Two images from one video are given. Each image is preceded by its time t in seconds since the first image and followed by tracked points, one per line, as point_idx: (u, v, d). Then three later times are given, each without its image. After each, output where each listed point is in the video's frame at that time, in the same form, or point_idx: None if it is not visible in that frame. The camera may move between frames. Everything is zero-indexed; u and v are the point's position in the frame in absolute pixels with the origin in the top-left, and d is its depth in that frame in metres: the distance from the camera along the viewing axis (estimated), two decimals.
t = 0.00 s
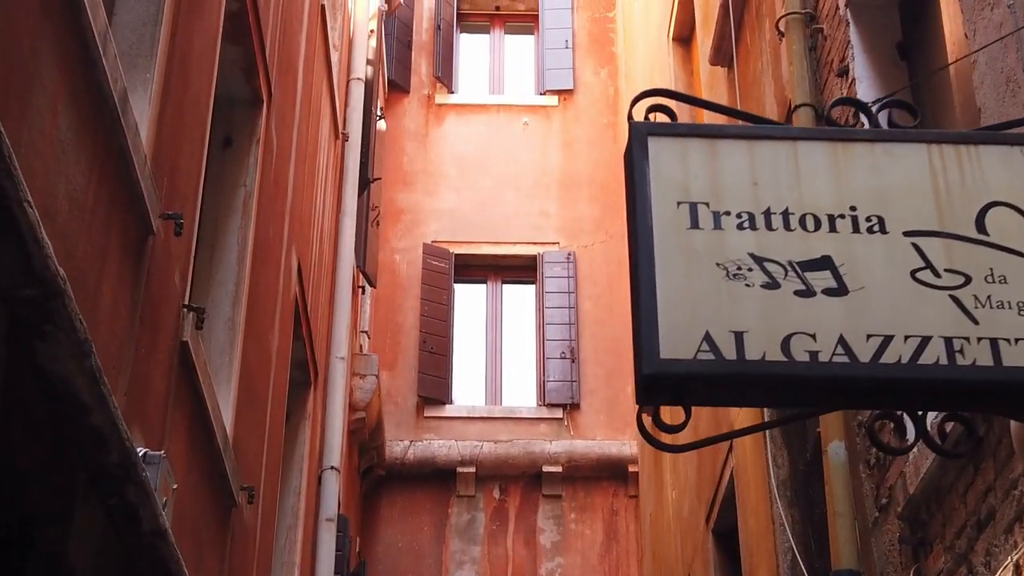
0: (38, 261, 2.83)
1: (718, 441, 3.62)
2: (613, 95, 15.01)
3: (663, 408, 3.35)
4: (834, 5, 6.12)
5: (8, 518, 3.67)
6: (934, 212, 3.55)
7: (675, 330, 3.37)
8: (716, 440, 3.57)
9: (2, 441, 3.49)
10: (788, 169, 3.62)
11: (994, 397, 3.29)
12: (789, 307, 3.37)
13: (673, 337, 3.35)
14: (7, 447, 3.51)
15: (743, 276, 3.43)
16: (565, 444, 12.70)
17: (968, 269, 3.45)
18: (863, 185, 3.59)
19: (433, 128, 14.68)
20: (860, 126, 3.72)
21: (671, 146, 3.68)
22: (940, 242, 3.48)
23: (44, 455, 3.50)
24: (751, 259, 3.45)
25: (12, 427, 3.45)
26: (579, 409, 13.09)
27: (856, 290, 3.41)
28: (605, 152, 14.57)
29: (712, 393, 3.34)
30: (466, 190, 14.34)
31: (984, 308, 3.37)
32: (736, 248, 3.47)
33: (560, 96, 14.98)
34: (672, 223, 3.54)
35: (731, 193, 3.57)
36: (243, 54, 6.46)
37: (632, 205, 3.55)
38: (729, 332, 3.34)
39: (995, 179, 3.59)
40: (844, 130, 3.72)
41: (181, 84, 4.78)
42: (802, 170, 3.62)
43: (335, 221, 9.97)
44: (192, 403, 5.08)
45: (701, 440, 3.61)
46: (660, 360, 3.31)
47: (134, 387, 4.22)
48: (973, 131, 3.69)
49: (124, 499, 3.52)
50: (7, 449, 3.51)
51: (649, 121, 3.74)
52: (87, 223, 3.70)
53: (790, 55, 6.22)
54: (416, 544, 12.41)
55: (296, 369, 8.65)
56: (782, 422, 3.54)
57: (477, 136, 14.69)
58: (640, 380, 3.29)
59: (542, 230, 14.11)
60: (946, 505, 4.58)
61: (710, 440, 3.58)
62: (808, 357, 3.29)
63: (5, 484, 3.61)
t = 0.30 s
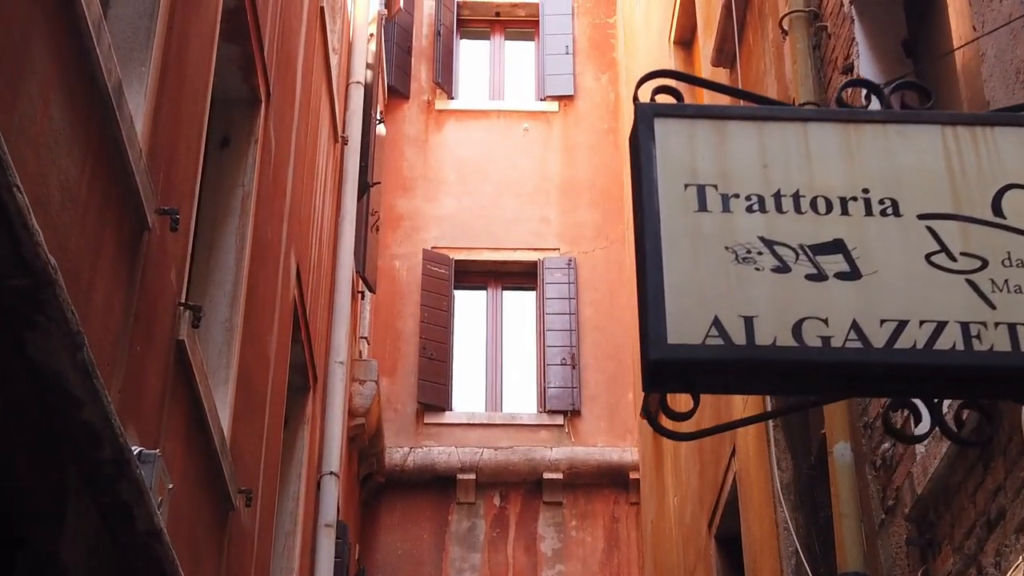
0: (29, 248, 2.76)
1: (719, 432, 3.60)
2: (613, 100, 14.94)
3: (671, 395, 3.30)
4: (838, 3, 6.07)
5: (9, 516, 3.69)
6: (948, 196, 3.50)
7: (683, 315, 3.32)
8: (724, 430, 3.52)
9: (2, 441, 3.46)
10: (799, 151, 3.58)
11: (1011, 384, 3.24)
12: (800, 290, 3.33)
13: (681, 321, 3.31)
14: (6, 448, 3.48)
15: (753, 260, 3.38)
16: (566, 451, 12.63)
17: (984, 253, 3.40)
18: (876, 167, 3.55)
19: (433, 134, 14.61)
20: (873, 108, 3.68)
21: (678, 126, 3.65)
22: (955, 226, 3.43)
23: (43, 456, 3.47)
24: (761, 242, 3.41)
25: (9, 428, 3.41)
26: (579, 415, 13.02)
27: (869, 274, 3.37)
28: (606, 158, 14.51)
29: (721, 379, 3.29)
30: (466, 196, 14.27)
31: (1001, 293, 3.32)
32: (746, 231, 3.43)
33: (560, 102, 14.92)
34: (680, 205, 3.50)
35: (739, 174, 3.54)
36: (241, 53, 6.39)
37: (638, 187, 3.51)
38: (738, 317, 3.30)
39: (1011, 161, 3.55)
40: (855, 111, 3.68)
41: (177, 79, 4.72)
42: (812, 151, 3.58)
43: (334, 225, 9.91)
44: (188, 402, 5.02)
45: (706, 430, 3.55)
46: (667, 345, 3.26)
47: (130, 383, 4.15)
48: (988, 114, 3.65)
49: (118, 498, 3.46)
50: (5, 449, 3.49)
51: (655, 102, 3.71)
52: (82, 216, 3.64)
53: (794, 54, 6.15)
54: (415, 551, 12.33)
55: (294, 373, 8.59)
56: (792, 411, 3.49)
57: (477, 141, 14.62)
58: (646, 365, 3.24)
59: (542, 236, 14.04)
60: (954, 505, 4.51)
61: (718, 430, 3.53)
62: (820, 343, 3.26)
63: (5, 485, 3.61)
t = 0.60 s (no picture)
0: (18, 233, 2.69)
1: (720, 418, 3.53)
2: (613, 105, 14.89)
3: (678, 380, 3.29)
4: None
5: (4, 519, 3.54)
6: (964, 175, 3.49)
7: (692, 297, 3.31)
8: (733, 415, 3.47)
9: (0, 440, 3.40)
10: (810, 130, 3.58)
11: None
12: (812, 270, 3.32)
13: (689, 303, 3.30)
14: (4, 448, 3.42)
15: (762, 240, 3.37)
16: (566, 457, 12.55)
17: (1001, 233, 3.38)
18: (889, 146, 3.54)
19: (433, 139, 14.56)
20: (887, 86, 3.67)
21: (686, 105, 3.66)
22: (971, 206, 3.43)
23: (42, 456, 3.42)
24: (771, 222, 3.40)
25: (9, 429, 3.37)
26: (580, 421, 12.94)
27: (882, 254, 3.35)
28: (606, 163, 14.44)
29: (731, 363, 3.27)
30: (465, 201, 14.21)
31: (1018, 273, 3.31)
32: (755, 211, 3.42)
33: (561, 106, 14.87)
34: (687, 182, 3.51)
35: (749, 154, 3.53)
36: (237, 51, 6.32)
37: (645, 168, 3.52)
38: (747, 298, 3.29)
39: None
40: (868, 90, 3.68)
41: (173, 73, 4.65)
42: (824, 129, 3.58)
43: (333, 228, 9.83)
44: (183, 399, 4.94)
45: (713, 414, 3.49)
46: (674, 325, 3.25)
47: (123, 379, 4.06)
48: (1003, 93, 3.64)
49: (110, 494, 3.43)
50: (4, 448, 3.42)
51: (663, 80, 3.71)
52: (75, 206, 3.57)
53: (797, 51, 6.08)
54: (415, 558, 12.24)
55: (293, 377, 8.51)
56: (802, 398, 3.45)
57: (477, 146, 14.56)
58: (654, 348, 3.23)
59: (542, 241, 13.98)
60: (963, 502, 4.43)
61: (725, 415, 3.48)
62: (832, 323, 3.24)
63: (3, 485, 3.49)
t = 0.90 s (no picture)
0: (7, 216, 2.62)
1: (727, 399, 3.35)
2: (614, 110, 14.82)
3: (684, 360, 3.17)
4: None
5: None
6: (979, 150, 3.36)
7: (698, 274, 3.18)
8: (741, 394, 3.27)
9: None
10: (819, 104, 3.44)
11: None
12: (823, 247, 3.19)
13: (696, 281, 3.17)
14: None
15: (772, 216, 3.24)
16: (567, 462, 12.46)
17: (1017, 209, 3.27)
18: (901, 120, 3.42)
19: (432, 143, 14.50)
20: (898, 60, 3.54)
21: (691, 78, 3.50)
22: (987, 181, 3.31)
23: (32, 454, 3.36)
24: (780, 197, 3.26)
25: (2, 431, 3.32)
26: (580, 426, 12.86)
27: (895, 231, 3.22)
28: (607, 168, 14.37)
29: (740, 341, 3.14)
30: (465, 206, 14.14)
31: None
32: (764, 185, 3.28)
33: (561, 111, 14.80)
34: (693, 157, 3.36)
35: (757, 127, 3.39)
36: (235, 47, 6.26)
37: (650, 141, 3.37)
38: (757, 275, 3.16)
39: None
40: (880, 64, 3.54)
41: (168, 65, 4.58)
42: (834, 104, 3.44)
43: (332, 232, 9.76)
44: (179, 397, 4.87)
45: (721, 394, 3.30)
46: (681, 304, 3.12)
47: (117, 372, 4.00)
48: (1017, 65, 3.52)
49: (103, 488, 3.37)
50: None
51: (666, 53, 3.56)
52: (66, 193, 3.50)
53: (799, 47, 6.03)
54: (414, 564, 12.16)
55: (291, 380, 8.41)
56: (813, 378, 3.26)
57: (477, 151, 14.50)
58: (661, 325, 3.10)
59: (542, 246, 13.91)
60: (970, 500, 4.36)
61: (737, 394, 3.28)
62: (844, 302, 3.11)
63: None
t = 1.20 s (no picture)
0: None
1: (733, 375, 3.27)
2: (614, 114, 14.75)
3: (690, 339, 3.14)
4: None
5: None
6: (994, 122, 3.31)
7: (705, 248, 3.13)
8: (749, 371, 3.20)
9: None
10: (829, 76, 3.39)
11: None
12: (834, 220, 3.15)
13: (704, 254, 3.12)
14: None
15: (781, 189, 3.19)
16: (567, 468, 12.38)
17: None
18: (914, 92, 3.36)
19: (431, 148, 14.44)
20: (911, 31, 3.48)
21: (697, 50, 3.45)
22: (1003, 153, 3.26)
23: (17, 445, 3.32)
24: (790, 170, 3.22)
25: None
26: (581, 432, 12.78)
27: (909, 204, 3.17)
28: (607, 173, 14.30)
29: (748, 317, 3.10)
30: (465, 211, 14.07)
31: None
32: (773, 158, 3.24)
33: (561, 115, 14.74)
34: (700, 130, 3.31)
35: (766, 99, 3.34)
36: (233, 43, 6.20)
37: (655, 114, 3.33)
38: (766, 250, 3.11)
39: None
40: (892, 35, 3.49)
41: (163, 54, 4.51)
42: (844, 75, 3.39)
43: (330, 234, 9.70)
44: (173, 391, 4.79)
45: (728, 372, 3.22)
46: (687, 279, 3.08)
47: (110, 365, 3.93)
48: None
49: (95, 482, 3.37)
50: None
51: (672, 24, 3.50)
52: (57, 179, 3.43)
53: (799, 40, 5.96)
54: (413, 570, 12.08)
55: (289, 382, 8.33)
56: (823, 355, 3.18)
57: (476, 156, 14.44)
58: (667, 301, 3.06)
59: (542, 251, 13.84)
60: (979, 497, 4.29)
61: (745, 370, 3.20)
62: (856, 277, 3.07)
63: None
